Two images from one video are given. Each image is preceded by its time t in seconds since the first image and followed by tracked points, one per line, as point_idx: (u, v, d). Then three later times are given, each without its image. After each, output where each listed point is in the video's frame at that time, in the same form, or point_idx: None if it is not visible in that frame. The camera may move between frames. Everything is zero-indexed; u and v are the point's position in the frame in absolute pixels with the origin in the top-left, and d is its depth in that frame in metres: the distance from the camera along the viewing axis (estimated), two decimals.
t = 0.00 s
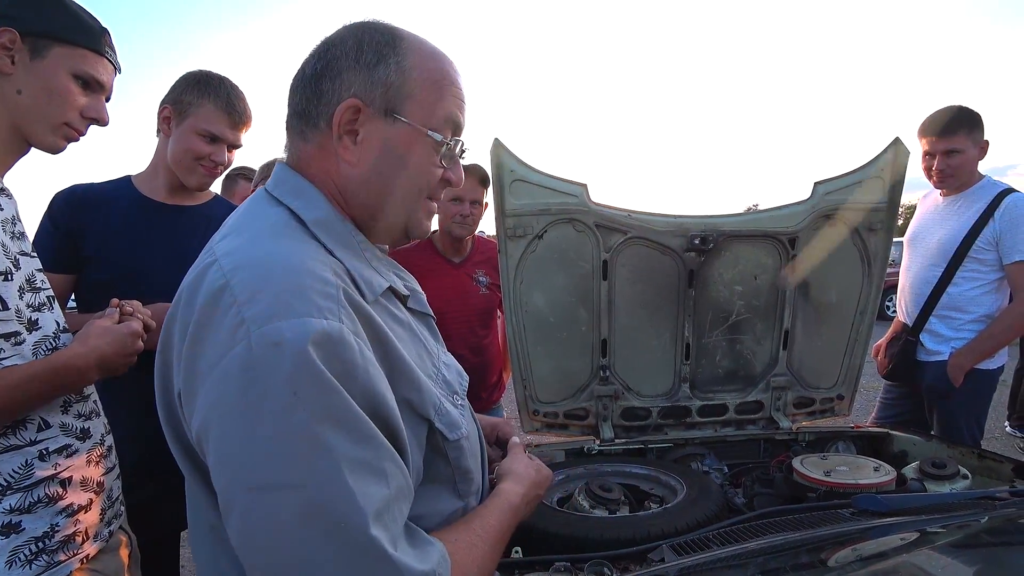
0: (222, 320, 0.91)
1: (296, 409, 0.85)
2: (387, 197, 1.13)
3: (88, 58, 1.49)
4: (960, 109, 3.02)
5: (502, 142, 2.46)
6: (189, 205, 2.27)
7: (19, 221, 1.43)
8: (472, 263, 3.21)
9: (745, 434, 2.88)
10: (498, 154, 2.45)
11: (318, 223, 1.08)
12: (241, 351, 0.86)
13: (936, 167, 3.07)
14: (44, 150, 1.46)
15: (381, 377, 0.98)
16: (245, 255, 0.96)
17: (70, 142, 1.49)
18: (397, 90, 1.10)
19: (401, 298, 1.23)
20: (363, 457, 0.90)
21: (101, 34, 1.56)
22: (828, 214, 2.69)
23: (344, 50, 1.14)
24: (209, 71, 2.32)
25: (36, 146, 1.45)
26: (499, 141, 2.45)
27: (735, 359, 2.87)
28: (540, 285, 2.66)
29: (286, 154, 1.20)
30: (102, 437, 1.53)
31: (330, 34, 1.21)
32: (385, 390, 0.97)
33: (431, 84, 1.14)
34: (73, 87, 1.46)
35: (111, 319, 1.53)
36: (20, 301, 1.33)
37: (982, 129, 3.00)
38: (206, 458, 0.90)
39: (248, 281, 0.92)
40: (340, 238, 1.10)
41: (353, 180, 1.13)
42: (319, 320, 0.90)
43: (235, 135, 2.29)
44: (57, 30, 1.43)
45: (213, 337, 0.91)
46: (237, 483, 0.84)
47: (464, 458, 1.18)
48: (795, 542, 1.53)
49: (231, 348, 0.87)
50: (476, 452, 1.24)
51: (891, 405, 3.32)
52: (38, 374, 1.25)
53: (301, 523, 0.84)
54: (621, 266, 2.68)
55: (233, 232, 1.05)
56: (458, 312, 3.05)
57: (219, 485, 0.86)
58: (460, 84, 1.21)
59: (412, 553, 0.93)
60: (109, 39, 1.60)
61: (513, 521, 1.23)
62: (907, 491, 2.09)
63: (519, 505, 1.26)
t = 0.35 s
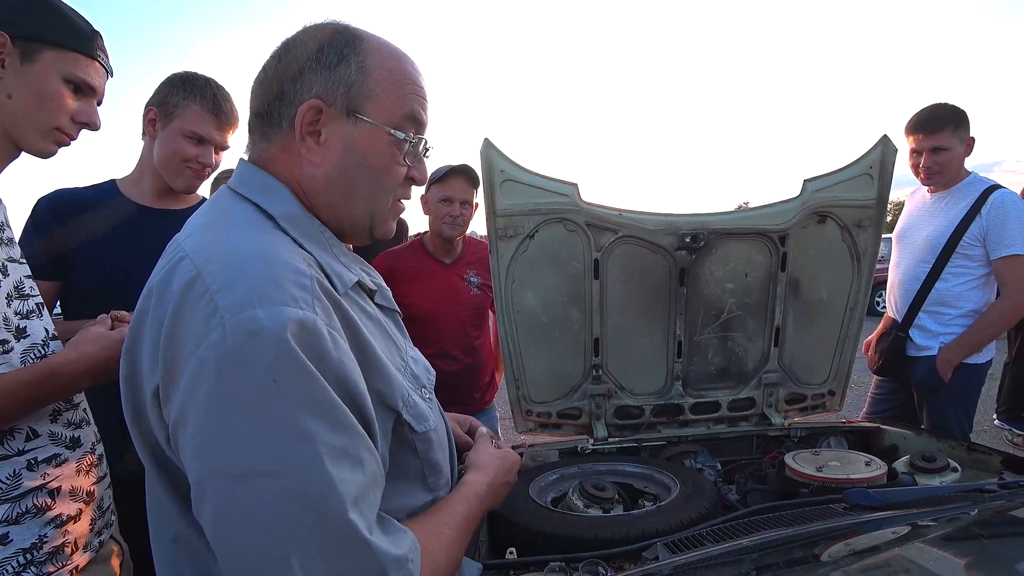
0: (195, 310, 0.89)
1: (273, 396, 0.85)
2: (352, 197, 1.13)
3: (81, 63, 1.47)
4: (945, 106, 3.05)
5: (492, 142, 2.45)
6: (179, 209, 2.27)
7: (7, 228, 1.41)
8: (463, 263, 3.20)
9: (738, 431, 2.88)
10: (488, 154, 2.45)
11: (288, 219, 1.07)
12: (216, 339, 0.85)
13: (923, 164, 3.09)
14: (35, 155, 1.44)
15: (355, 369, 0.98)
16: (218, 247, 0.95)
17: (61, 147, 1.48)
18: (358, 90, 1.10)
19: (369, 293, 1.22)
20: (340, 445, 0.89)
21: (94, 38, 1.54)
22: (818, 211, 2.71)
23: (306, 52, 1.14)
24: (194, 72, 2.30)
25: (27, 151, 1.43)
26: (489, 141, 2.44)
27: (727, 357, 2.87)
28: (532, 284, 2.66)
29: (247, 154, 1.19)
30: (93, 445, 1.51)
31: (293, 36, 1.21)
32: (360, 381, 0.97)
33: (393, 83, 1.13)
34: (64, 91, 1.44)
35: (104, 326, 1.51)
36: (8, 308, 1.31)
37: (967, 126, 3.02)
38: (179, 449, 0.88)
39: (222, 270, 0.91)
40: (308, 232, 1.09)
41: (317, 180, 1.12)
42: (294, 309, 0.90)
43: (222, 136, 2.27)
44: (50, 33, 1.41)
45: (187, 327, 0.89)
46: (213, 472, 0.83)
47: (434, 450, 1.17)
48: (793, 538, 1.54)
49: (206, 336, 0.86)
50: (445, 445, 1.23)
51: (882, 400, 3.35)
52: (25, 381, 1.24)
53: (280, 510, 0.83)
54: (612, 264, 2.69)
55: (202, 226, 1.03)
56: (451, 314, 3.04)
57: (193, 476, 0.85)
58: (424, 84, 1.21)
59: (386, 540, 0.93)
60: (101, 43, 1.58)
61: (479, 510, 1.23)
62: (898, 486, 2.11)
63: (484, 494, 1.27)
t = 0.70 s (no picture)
0: (184, 284, 0.89)
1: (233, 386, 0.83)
2: (343, 202, 1.13)
3: (80, 67, 1.46)
4: (938, 101, 3.06)
5: (487, 140, 2.45)
6: (170, 209, 2.25)
7: (4, 231, 1.40)
8: (460, 262, 3.20)
9: (736, 427, 2.89)
10: (483, 153, 2.44)
11: (284, 211, 1.08)
12: (198, 318, 0.84)
13: (917, 160, 3.10)
14: (33, 158, 1.43)
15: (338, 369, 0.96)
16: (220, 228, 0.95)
17: (58, 150, 1.46)
18: (353, 97, 1.10)
19: (361, 284, 1.22)
20: (286, 459, 0.85)
21: (94, 42, 1.53)
22: (814, 207, 2.71)
23: (302, 56, 1.13)
24: (184, 72, 2.29)
25: (25, 154, 1.42)
26: (485, 140, 2.44)
27: (724, 353, 2.88)
28: (528, 282, 2.65)
29: (239, 154, 1.18)
30: (90, 448, 1.51)
31: (289, 39, 1.20)
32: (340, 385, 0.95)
33: (388, 92, 1.13)
34: (63, 94, 1.43)
35: (101, 327, 1.50)
36: (4, 312, 1.30)
37: (960, 121, 3.03)
38: (136, 418, 0.87)
39: (214, 250, 0.90)
40: (303, 224, 1.10)
41: (310, 183, 1.12)
42: (283, 296, 0.89)
43: (215, 135, 2.26)
44: (48, 36, 1.39)
45: (174, 299, 0.89)
46: (149, 436, 0.82)
47: (410, 445, 1.16)
48: (786, 532, 1.53)
49: (188, 313, 0.85)
50: (424, 441, 1.22)
51: (879, 394, 3.36)
52: (22, 381, 1.24)
53: (190, 499, 0.81)
54: (609, 262, 2.69)
55: (213, 208, 1.05)
56: (448, 313, 3.04)
57: (136, 431, 0.84)
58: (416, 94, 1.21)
59: (293, 564, 0.87)
60: (101, 47, 1.58)
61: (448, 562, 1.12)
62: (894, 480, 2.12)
63: (460, 552, 1.14)
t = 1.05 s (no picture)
0: (165, 301, 0.89)
1: (238, 377, 0.83)
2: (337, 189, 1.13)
3: (83, 69, 1.46)
4: (942, 99, 3.05)
5: (489, 140, 2.44)
6: (171, 210, 2.25)
7: (7, 232, 1.41)
8: (462, 262, 3.20)
9: (739, 427, 2.89)
10: (485, 152, 2.44)
11: (265, 212, 1.07)
12: (184, 326, 0.84)
13: (920, 158, 3.09)
14: (35, 159, 1.43)
15: (333, 349, 0.97)
16: (191, 239, 0.95)
17: (62, 151, 1.47)
18: (331, 81, 1.10)
19: (352, 280, 1.23)
20: (313, 426, 0.87)
21: (97, 43, 1.54)
22: (816, 206, 2.70)
23: (276, 49, 1.14)
24: (185, 72, 2.29)
25: (28, 156, 1.42)
26: (487, 139, 2.43)
27: (727, 353, 2.88)
28: (531, 281, 2.65)
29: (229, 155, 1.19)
30: (91, 449, 1.51)
31: (262, 35, 1.20)
32: (337, 362, 0.96)
33: (365, 72, 1.13)
34: (66, 96, 1.43)
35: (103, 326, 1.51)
36: (6, 313, 1.30)
37: (964, 119, 3.02)
38: (153, 443, 0.87)
39: (189, 261, 0.90)
40: (287, 223, 1.10)
41: (300, 174, 1.12)
42: (262, 291, 0.88)
43: (215, 135, 2.26)
44: (52, 38, 1.40)
45: (160, 318, 0.89)
46: (179, 458, 0.83)
47: (425, 437, 1.16)
48: (792, 533, 1.53)
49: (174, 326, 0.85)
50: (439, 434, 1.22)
51: (882, 394, 3.35)
52: (23, 380, 1.24)
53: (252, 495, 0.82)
54: (611, 262, 2.69)
55: (179, 227, 1.04)
56: (450, 312, 3.04)
57: (161, 456, 0.85)
58: (396, 72, 1.21)
59: (374, 523, 0.90)
60: (104, 48, 1.58)
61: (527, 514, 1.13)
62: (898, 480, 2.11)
63: (537, 503, 1.16)
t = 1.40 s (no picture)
0: (190, 292, 0.89)
1: (260, 370, 0.83)
2: (363, 184, 1.12)
3: (83, 72, 1.47)
4: (943, 99, 3.05)
5: (489, 140, 2.44)
6: (173, 210, 2.25)
7: (6, 232, 1.40)
8: (463, 262, 3.20)
9: (739, 427, 2.89)
10: (486, 152, 2.44)
11: (290, 206, 1.07)
12: (209, 317, 0.84)
13: (922, 158, 3.09)
14: (34, 161, 1.43)
15: (355, 346, 0.97)
16: (217, 230, 0.95)
17: (61, 154, 1.46)
18: (351, 76, 1.10)
19: (377, 276, 1.23)
20: (330, 426, 0.86)
21: (100, 49, 1.54)
22: (817, 205, 2.70)
23: (293, 48, 1.14)
24: (185, 72, 2.29)
25: (26, 157, 1.41)
26: (487, 139, 2.44)
27: (728, 353, 2.87)
28: (532, 281, 2.65)
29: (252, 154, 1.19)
30: (91, 449, 1.51)
31: (280, 36, 1.20)
32: (359, 359, 0.96)
33: (385, 66, 1.13)
34: (66, 99, 1.43)
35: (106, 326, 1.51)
36: (5, 313, 1.30)
37: (966, 120, 3.02)
38: (174, 434, 0.87)
39: (216, 251, 0.90)
40: (312, 218, 1.10)
41: (325, 171, 1.12)
42: (288, 282, 0.89)
43: (215, 135, 2.26)
44: (55, 42, 1.40)
45: (184, 308, 0.89)
46: (197, 448, 0.82)
47: (440, 440, 1.16)
48: (793, 533, 1.54)
49: (199, 316, 0.85)
50: (454, 437, 1.22)
51: (883, 394, 3.35)
52: (24, 381, 1.24)
53: (264, 490, 0.82)
54: (612, 262, 2.69)
55: (206, 218, 1.04)
56: (451, 312, 3.04)
57: (181, 447, 0.85)
58: (416, 65, 1.20)
59: (382, 527, 0.90)
60: (106, 52, 1.59)
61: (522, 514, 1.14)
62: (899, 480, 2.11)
63: (534, 504, 1.17)
